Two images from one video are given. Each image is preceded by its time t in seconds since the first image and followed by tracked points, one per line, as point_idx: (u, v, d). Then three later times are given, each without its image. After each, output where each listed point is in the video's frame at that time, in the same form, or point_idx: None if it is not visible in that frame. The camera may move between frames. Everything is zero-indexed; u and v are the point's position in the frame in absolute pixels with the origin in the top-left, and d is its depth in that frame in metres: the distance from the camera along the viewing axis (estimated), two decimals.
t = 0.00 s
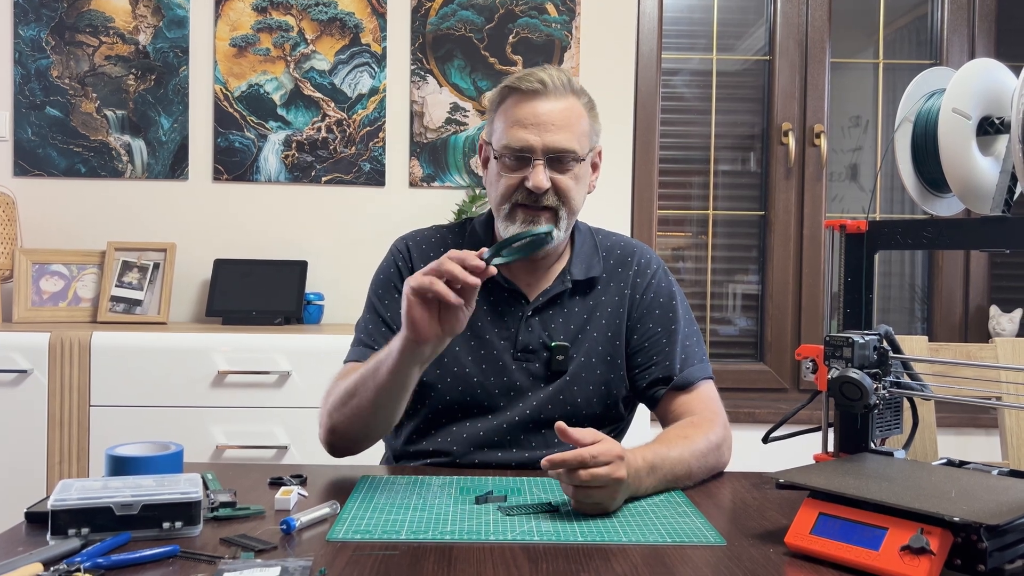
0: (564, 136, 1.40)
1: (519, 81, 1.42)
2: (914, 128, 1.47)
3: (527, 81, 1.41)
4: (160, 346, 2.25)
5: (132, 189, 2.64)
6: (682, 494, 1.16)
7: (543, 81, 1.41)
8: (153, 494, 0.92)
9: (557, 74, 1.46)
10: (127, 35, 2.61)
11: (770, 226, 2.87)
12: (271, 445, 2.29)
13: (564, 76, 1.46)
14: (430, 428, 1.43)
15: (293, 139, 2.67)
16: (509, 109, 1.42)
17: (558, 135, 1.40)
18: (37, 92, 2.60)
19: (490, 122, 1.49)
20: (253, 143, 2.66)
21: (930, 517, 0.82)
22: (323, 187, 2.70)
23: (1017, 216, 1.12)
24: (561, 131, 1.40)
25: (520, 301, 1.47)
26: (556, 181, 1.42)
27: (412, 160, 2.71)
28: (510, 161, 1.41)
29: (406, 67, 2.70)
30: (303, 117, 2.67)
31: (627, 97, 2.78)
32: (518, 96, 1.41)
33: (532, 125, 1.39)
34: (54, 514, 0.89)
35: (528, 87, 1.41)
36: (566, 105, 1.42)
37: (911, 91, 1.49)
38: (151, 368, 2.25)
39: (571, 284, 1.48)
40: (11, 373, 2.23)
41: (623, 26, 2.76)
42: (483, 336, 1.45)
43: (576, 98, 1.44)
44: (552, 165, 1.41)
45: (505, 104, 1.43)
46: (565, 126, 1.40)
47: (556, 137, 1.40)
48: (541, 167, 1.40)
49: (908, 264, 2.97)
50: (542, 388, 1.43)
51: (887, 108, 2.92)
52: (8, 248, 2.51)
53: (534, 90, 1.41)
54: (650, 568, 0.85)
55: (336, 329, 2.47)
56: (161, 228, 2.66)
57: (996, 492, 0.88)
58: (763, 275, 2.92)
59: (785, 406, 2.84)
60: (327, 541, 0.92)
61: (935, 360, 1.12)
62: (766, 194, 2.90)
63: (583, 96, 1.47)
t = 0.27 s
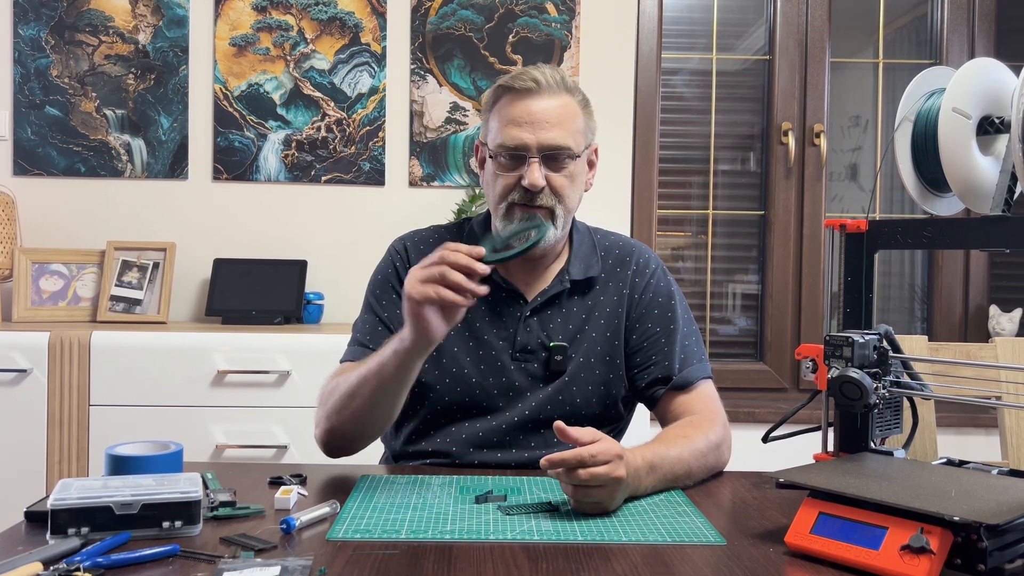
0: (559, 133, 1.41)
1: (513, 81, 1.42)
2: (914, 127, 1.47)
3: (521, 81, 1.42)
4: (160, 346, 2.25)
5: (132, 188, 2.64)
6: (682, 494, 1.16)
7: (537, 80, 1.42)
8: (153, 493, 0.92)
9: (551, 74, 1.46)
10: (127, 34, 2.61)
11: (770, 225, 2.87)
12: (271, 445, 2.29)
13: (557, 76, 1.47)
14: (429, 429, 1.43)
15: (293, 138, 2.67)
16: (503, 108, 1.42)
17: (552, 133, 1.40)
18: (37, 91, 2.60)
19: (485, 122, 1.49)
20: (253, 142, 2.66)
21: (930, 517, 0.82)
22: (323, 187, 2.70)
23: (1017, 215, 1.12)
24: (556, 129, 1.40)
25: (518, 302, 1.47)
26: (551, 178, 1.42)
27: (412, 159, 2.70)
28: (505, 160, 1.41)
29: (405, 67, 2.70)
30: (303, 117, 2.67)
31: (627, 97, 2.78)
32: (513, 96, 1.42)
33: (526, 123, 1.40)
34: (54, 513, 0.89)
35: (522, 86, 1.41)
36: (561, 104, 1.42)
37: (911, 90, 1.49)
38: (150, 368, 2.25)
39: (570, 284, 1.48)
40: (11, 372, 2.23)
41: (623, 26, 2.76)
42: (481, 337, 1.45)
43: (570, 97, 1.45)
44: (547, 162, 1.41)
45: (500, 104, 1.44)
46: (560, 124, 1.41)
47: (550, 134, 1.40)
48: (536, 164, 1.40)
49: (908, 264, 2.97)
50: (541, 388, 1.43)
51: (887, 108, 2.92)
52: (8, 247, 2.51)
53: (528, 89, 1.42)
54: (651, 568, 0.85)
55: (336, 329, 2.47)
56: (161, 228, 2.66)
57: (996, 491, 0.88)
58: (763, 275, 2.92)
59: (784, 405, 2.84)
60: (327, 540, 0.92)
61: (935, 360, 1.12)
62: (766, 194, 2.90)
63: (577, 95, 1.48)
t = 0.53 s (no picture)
0: (558, 133, 1.41)
1: (515, 80, 1.42)
2: (914, 127, 1.46)
3: (522, 79, 1.42)
4: (159, 345, 2.25)
5: (131, 187, 2.64)
6: (682, 494, 1.16)
7: (538, 79, 1.42)
8: (153, 493, 0.92)
9: (552, 74, 1.46)
10: (127, 33, 2.61)
11: (770, 225, 2.87)
12: (271, 444, 2.29)
13: (558, 76, 1.47)
14: (429, 429, 1.43)
15: (293, 137, 2.67)
16: (504, 107, 1.43)
17: (551, 133, 1.41)
18: (36, 90, 2.60)
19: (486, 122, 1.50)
20: (252, 142, 2.66)
21: (930, 517, 0.82)
22: (323, 186, 2.70)
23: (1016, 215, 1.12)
24: (555, 129, 1.41)
25: (518, 302, 1.47)
26: (549, 179, 1.42)
27: (412, 159, 2.70)
28: (504, 159, 1.42)
29: (405, 66, 2.70)
30: (302, 116, 2.66)
31: (627, 97, 2.78)
32: (514, 95, 1.42)
33: (526, 123, 1.40)
34: (54, 512, 0.89)
35: (523, 85, 1.42)
36: (561, 104, 1.42)
37: (911, 90, 1.49)
38: (150, 367, 2.25)
39: (569, 284, 1.48)
40: (10, 372, 2.23)
41: (623, 26, 2.76)
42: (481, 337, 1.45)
43: (572, 97, 1.45)
44: (546, 162, 1.42)
45: (500, 103, 1.44)
46: (559, 124, 1.41)
47: (549, 134, 1.41)
48: (535, 164, 1.41)
49: (908, 263, 2.97)
50: (541, 388, 1.43)
51: (887, 107, 2.92)
52: (7, 247, 2.51)
53: (529, 89, 1.42)
54: (650, 568, 0.85)
55: (336, 328, 2.47)
56: (161, 227, 2.66)
57: (996, 491, 0.88)
58: (763, 275, 2.92)
59: (784, 405, 2.84)
60: (326, 540, 0.92)
61: (935, 359, 1.12)
62: (766, 193, 2.90)
63: (579, 95, 1.47)
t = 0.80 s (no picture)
0: (561, 140, 1.40)
1: (518, 85, 1.41)
2: (914, 127, 1.46)
3: (525, 84, 1.40)
4: (159, 344, 2.25)
5: (131, 187, 2.64)
6: (680, 494, 1.16)
7: (541, 85, 1.41)
8: (153, 493, 0.92)
9: (555, 77, 1.45)
10: (126, 33, 2.61)
11: (770, 225, 2.87)
12: (270, 444, 2.29)
13: (561, 78, 1.45)
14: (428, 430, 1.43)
15: (292, 137, 2.67)
16: (506, 112, 1.41)
17: (553, 140, 1.39)
18: (36, 90, 2.60)
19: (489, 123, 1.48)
20: (252, 141, 2.66)
21: (929, 517, 0.82)
22: (322, 186, 2.70)
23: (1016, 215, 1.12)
24: (558, 136, 1.39)
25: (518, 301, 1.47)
26: (552, 187, 1.42)
27: (412, 158, 2.70)
28: (507, 166, 1.41)
29: (404, 66, 2.70)
30: (302, 115, 2.66)
31: (626, 96, 2.78)
32: (516, 100, 1.40)
33: (528, 130, 1.39)
34: (54, 511, 0.89)
35: (526, 90, 1.40)
36: (564, 110, 1.41)
37: (911, 89, 1.49)
38: (150, 367, 2.25)
39: (568, 284, 1.49)
40: (10, 371, 2.22)
41: (622, 25, 2.76)
42: (480, 337, 1.45)
43: (575, 102, 1.44)
44: (548, 171, 1.41)
45: (503, 107, 1.42)
46: (562, 130, 1.40)
47: (552, 141, 1.39)
48: (537, 173, 1.40)
49: (907, 263, 2.97)
50: (540, 388, 1.43)
51: (886, 107, 2.92)
52: (7, 246, 2.51)
53: (532, 94, 1.40)
54: (650, 568, 0.85)
55: (335, 328, 2.46)
56: (160, 227, 2.66)
57: (996, 491, 0.88)
58: (762, 274, 2.92)
59: (784, 405, 2.84)
60: (326, 539, 0.92)
61: (934, 359, 1.12)
62: (765, 193, 2.90)
63: (581, 100, 1.46)
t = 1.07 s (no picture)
0: (558, 162, 1.38)
1: (509, 106, 1.37)
2: (913, 127, 1.47)
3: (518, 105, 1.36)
4: (158, 344, 2.25)
5: (130, 186, 2.64)
6: (679, 494, 1.16)
7: (532, 106, 1.36)
8: (152, 493, 0.92)
9: (546, 93, 1.40)
10: (125, 32, 2.60)
11: (769, 225, 2.87)
12: (270, 444, 2.28)
13: (555, 93, 1.41)
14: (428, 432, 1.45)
15: (292, 137, 2.67)
16: (499, 135, 1.38)
17: (550, 165, 1.38)
18: (35, 90, 2.60)
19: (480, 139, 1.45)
20: (251, 141, 2.66)
21: (928, 517, 0.82)
22: (322, 185, 2.69)
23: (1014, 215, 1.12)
24: (555, 159, 1.38)
25: (516, 304, 1.47)
26: (550, 209, 1.41)
27: (412, 158, 2.70)
28: (503, 189, 1.40)
29: (404, 65, 2.70)
30: (301, 115, 2.66)
31: (625, 96, 2.78)
32: (510, 121, 1.37)
33: (525, 154, 1.37)
34: (53, 512, 0.89)
35: (520, 112, 1.36)
36: (558, 131, 1.38)
37: (910, 89, 1.49)
38: (149, 367, 2.25)
39: (567, 286, 1.48)
40: (9, 371, 2.22)
41: (621, 25, 2.76)
42: (478, 340, 1.46)
43: (568, 120, 1.40)
44: (546, 194, 1.40)
45: (496, 126, 1.39)
46: (559, 152, 1.38)
47: (549, 165, 1.38)
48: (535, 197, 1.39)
49: (906, 263, 2.97)
50: (539, 390, 1.43)
51: (885, 107, 2.92)
52: (6, 246, 2.51)
53: (524, 117, 1.36)
54: (648, 567, 0.85)
55: (335, 328, 2.46)
56: (159, 226, 2.66)
57: (995, 491, 0.88)
58: (762, 274, 2.92)
59: (783, 405, 2.84)
60: (325, 539, 0.92)
61: (933, 359, 1.12)
62: (765, 193, 2.90)
63: (575, 114, 1.42)
